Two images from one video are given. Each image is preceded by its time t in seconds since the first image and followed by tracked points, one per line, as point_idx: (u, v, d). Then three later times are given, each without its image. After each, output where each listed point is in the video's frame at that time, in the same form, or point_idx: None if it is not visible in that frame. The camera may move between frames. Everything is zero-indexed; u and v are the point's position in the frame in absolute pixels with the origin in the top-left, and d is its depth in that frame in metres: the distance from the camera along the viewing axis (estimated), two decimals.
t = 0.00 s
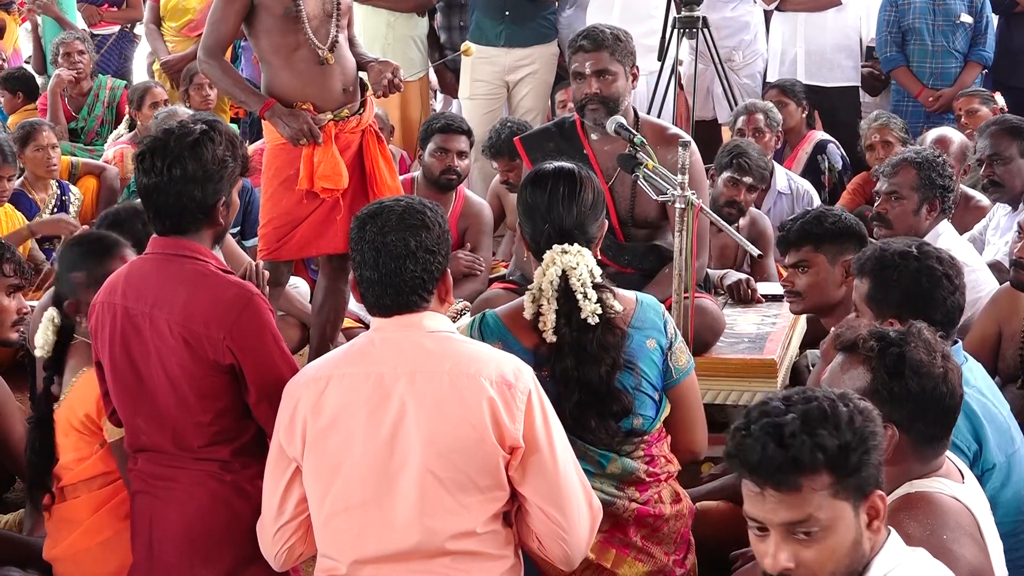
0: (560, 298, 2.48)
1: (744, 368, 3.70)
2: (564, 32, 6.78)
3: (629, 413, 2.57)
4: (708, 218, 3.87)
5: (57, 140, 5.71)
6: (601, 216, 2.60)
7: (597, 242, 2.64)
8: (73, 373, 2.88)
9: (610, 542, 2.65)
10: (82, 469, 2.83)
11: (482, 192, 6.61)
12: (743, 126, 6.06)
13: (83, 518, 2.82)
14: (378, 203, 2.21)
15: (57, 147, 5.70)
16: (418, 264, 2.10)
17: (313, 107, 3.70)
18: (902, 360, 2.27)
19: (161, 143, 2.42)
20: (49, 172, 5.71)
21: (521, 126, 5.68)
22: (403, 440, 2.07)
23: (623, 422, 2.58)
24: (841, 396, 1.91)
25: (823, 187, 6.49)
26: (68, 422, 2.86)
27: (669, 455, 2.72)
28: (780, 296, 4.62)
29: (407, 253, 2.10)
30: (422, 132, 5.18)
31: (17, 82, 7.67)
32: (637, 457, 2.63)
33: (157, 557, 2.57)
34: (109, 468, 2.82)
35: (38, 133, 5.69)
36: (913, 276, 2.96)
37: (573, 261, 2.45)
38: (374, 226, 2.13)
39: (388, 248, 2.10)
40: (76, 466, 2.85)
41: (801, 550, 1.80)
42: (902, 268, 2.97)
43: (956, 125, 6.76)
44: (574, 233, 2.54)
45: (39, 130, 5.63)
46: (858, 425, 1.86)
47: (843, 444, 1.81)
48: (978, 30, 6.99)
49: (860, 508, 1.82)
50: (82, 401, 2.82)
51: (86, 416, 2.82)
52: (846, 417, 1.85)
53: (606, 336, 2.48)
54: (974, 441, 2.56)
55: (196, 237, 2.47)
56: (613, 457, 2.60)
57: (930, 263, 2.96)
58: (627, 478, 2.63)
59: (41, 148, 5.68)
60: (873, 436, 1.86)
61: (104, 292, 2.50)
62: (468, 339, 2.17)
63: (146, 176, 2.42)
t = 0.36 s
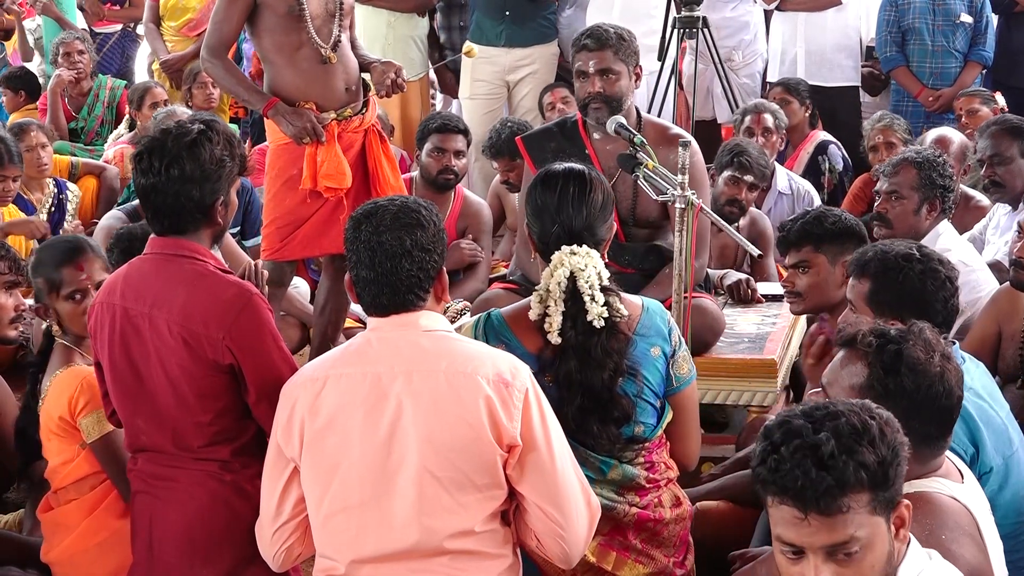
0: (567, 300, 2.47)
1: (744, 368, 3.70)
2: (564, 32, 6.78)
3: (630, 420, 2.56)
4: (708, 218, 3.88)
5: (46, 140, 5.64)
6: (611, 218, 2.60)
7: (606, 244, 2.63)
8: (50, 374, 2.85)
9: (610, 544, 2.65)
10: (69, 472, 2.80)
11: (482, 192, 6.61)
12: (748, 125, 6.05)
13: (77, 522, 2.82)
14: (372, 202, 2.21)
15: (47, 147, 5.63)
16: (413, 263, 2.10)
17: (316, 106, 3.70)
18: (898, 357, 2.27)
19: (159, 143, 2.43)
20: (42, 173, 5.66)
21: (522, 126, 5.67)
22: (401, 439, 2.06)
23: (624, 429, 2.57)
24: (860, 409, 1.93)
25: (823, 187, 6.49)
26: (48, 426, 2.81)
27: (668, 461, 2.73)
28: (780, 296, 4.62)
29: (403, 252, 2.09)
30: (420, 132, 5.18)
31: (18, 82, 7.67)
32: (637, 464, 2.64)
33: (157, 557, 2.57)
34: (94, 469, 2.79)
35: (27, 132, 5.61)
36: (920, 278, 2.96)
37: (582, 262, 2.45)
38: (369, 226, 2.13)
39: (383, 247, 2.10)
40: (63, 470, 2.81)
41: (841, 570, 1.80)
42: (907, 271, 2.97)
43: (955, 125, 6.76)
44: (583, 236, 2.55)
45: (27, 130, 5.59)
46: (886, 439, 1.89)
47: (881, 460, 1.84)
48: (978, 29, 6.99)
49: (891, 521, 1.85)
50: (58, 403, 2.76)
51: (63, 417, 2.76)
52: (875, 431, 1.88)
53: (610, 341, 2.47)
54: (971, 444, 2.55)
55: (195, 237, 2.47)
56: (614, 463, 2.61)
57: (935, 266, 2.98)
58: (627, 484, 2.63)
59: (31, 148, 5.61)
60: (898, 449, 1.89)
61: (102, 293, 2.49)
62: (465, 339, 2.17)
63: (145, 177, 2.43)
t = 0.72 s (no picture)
0: (574, 300, 2.46)
1: (744, 367, 3.70)
2: (564, 33, 6.77)
3: (634, 421, 2.57)
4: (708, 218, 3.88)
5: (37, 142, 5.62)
6: (617, 219, 2.60)
7: (613, 245, 2.63)
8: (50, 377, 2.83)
9: (611, 544, 2.65)
10: (71, 475, 2.79)
11: (482, 192, 6.60)
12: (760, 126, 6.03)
13: (78, 525, 2.82)
14: (371, 202, 2.21)
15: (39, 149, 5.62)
16: (413, 262, 2.10)
17: (315, 107, 3.70)
18: (897, 353, 2.27)
19: (157, 143, 2.43)
20: (34, 175, 5.65)
21: (522, 126, 5.66)
22: (400, 440, 2.06)
23: (627, 429, 2.58)
24: (862, 422, 1.92)
25: (824, 188, 6.48)
26: (48, 429, 2.78)
27: (670, 463, 2.73)
28: (780, 296, 4.62)
29: (402, 251, 2.09)
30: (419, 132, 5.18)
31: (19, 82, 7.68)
32: (640, 465, 2.64)
33: (157, 557, 2.57)
34: (98, 470, 2.79)
35: (18, 134, 5.58)
36: (930, 279, 2.96)
37: (589, 263, 2.45)
38: (368, 226, 2.13)
39: (383, 246, 2.10)
40: (65, 474, 2.79)
41: None
42: (920, 270, 2.97)
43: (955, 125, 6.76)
44: (591, 236, 2.55)
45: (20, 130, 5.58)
46: (888, 453, 1.88)
47: (883, 476, 1.83)
48: (978, 29, 6.99)
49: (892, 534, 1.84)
50: (62, 406, 2.73)
51: (66, 420, 2.73)
52: (877, 447, 1.86)
53: (616, 341, 2.46)
54: (971, 443, 2.55)
55: (193, 237, 2.46)
56: (616, 464, 2.61)
57: (947, 265, 2.99)
58: (629, 485, 2.63)
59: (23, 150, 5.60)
60: (900, 464, 1.88)
61: (102, 294, 2.49)
62: (465, 339, 2.17)
63: (144, 177, 2.42)
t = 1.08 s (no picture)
0: (581, 300, 2.47)
1: (744, 368, 3.70)
2: (564, 33, 6.78)
3: (635, 424, 2.56)
4: (709, 218, 3.88)
5: (36, 143, 5.61)
6: (626, 220, 2.60)
7: (621, 246, 2.63)
8: (55, 376, 2.83)
9: (611, 545, 2.65)
10: (74, 475, 2.79)
11: (482, 193, 6.60)
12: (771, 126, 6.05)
13: (78, 523, 2.82)
14: (373, 204, 2.21)
15: (37, 150, 5.61)
16: (415, 264, 2.10)
17: (314, 107, 3.70)
18: (897, 348, 2.28)
19: (156, 143, 2.42)
20: (32, 175, 5.65)
21: (522, 125, 5.65)
22: (402, 440, 2.06)
23: (628, 432, 2.57)
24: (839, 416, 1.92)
25: (823, 188, 6.48)
26: (53, 428, 2.78)
27: (672, 466, 2.73)
28: (780, 296, 4.62)
29: (404, 254, 2.09)
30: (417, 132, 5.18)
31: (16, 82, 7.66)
32: (641, 468, 2.64)
33: (157, 557, 2.57)
34: (102, 470, 2.79)
35: (16, 136, 5.57)
36: (935, 276, 2.97)
37: (597, 263, 2.46)
38: (371, 227, 2.13)
39: (384, 248, 2.10)
40: (68, 473, 2.80)
41: None
42: (926, 267, 2.98)
43: (955, 125, 6.76)
44: (598, 237, 2.55)
45: (18, 131, 5.56)
46: (865, 446, 1.87)
47: (859, 468, 1.82)
48: (978, 29, 6.99)
49: (872, 527, 1.83)
50: (69, 405, 2.73)
51: (73, 419, 2.74)
52: (853, 439, 1.86)
53: (620, 342, 2.47)
54: (974, 442, 2.55)
55: (192, 238, 2.46)
56: (617, 466, 2.60)
57: (952, 264, 2.99)
58: (630, 488, 2.63)
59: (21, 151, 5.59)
60: (878, 457, 1.87)
61: (103, 293, 2.49)
62: (468, 340, 2.17)
63: (142, 177, 2.42)
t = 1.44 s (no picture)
0: (585, 299, 2.46)
1: (744, 368, 3.70)
2: (564, 32, 6.77)
3: (638, 425, 2.56)
4: (709, 218, 3.88)
5: (37, 143, 5.62)
6: (630, 219, 2.60)
7: (626, 246, 2.63)
8: (64, 374, 2.85)
9: (613, 546, 2.64)
10: (79, 471, 2.80)
11: (482, 193, 6.60)
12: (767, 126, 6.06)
13: (79, 521, 2.81)
14: (380, 203, 2.20)
15: (38, 150, 5.61)
16: (422, 265, 2.10)
17: (314, 107, 3.70)
18: (902, 342, 2.27)
19: (155, 143, 2.42)
20: (33, 175, 5.65)
21: (522, 125, 5.65)
22: (404, 440, 2.06)
23: (631, 433, 2.57)
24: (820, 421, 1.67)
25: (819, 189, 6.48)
26: (62, 423, 2.80)
27: (673, 469, 2.74)
28: (780, 296, 4.62)
29: (411, 255, 2.09)
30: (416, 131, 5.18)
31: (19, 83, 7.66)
32: (642, 470, 2.64)
33: (157, 557, 2.57)
34: (107, 467, 2.80)
35: (17, 136, 5.57)
36: (944, 280, 2.97)
37: (601, 262, 2.45)
38: (379, 227, 2.13)
39: (392, 249, 2.10)
40: (73, 469, 2.81)
41: None
42: (936, 269, 2.98)
43: (955, 125, 6.76)
44: (602, 236, 2.54)
45: (19, 132, 5.57)
46: (823, 465, 1.59)
47: (791, 489, 1.57)
48: (978, 29, 6.99)
49: (824, 554, 1.58)
50: (80, 400, 2.76)
51: (84, 415, 2.77)
52: (802, 456, 1.60)
53: (624, 342, 2.47)
54: (976, 444, 2.55)
55: (191, 238, 2.46)
56: (618, 468, 2.60)
57: (961, 268, 2.99)
58: (631, 490, 2.63)
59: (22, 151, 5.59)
60: (837, 478, 1.59)
61: (104, 292, 2.49)
62: (472, 340, 2.16)
63: (141, 178, 2.42)
